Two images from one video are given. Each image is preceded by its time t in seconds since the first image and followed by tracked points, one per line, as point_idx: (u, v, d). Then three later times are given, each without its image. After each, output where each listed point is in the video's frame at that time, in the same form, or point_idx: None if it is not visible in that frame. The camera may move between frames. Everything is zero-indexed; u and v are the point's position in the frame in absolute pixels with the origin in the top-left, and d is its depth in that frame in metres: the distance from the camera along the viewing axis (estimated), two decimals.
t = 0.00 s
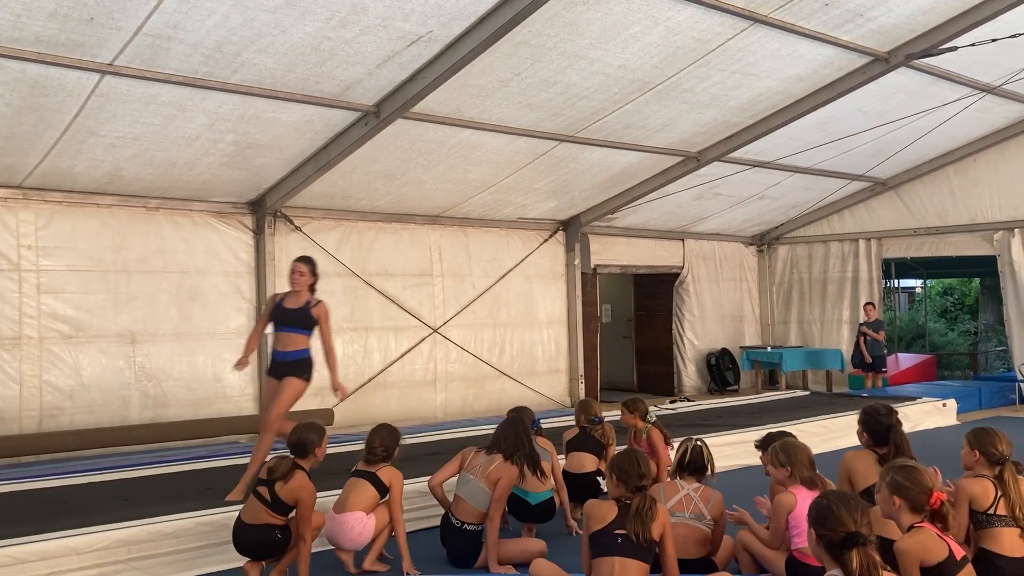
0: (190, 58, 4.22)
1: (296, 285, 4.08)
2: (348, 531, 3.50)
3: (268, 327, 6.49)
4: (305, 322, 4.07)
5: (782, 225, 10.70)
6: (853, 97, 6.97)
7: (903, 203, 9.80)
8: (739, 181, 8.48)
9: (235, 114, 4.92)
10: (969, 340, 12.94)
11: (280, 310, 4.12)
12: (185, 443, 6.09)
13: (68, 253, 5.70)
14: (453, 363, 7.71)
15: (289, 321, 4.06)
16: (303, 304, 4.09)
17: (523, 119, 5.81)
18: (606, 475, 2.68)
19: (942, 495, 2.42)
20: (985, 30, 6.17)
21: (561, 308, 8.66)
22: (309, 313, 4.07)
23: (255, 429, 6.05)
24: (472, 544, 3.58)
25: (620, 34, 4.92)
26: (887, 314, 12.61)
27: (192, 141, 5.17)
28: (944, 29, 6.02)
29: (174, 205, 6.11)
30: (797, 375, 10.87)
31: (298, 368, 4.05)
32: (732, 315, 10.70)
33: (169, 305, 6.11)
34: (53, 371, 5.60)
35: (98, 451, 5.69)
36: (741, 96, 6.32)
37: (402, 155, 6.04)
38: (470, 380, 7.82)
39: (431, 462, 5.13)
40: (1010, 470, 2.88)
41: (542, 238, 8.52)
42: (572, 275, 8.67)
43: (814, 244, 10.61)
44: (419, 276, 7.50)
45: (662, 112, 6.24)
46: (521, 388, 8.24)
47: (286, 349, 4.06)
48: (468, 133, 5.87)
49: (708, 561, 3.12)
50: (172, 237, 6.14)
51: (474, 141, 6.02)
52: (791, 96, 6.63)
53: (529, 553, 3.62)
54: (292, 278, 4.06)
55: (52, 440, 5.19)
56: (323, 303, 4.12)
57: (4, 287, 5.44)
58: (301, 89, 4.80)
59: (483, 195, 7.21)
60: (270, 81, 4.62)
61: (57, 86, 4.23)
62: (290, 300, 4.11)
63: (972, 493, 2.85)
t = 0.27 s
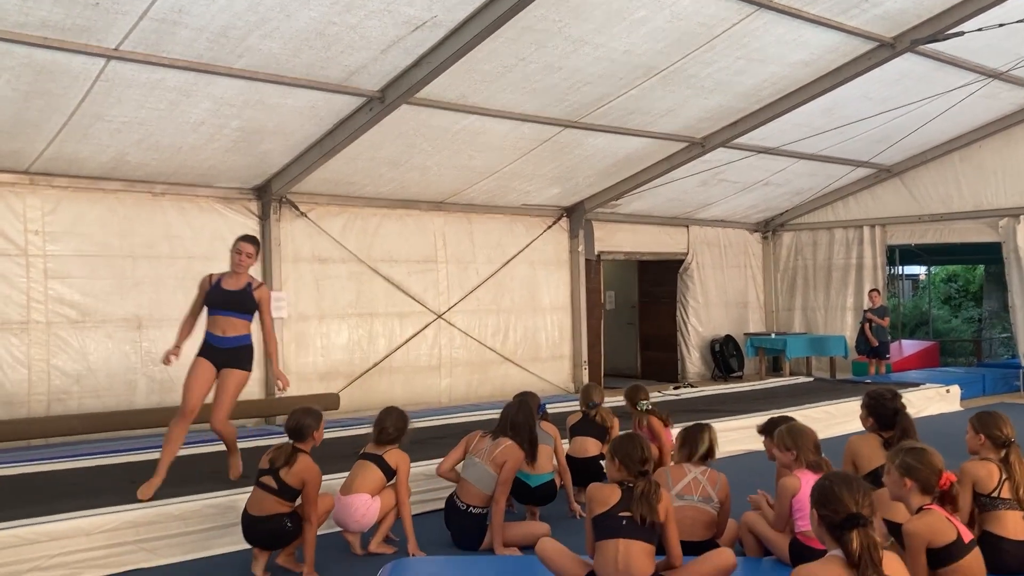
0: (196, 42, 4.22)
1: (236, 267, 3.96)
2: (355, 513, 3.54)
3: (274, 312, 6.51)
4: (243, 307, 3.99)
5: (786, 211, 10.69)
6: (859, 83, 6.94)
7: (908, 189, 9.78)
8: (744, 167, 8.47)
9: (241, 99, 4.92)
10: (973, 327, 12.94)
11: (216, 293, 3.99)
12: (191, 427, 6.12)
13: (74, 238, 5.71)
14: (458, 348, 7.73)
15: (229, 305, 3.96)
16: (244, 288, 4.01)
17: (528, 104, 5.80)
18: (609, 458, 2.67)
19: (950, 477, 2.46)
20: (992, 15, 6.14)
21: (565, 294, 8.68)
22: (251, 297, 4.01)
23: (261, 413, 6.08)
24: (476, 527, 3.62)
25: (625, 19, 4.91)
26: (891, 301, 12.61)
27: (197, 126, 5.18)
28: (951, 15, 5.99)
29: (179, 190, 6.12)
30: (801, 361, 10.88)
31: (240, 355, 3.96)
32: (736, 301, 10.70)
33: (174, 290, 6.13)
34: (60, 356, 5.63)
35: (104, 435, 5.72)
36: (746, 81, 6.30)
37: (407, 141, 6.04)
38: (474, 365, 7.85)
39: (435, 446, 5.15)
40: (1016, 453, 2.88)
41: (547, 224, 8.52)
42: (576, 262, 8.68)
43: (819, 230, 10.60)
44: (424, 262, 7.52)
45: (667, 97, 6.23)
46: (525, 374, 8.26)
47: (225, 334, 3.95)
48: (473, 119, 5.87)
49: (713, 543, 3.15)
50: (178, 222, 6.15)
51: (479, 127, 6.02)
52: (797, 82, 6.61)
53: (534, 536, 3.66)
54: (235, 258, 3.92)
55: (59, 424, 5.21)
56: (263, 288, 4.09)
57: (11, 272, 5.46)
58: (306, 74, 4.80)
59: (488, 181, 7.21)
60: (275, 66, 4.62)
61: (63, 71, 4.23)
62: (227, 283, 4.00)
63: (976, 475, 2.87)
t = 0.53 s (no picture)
0: (197, 27, 4.20)
1: (196, 255, 3.74)
2: (355, 497, 3.55)
3: (276, 298, 6.51)
4: (196, 301, 3.79)
5: (789, 197, 10.66)
6: (863, 68, 6.91)
7: (911, 175, 9.75)
8: (747, 153, 8.44)
9: (242, 84, 4.91)
10: (976, 313, 12.92)
11: (171, 280, 3.73)
12: (194, 412, 6.13)
13: (77, 223, 5.71)
14: (460, 334, 7.74)
15: (185, 295, 3.74)
16: (200, 280, 3.82)
17: (530, 90, 5.79)
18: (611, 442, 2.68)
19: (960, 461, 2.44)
20: None
21: (567, 280, 8.67)
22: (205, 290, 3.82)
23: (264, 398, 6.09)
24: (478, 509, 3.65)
25: (628, 4, 4.88)
26: (893, 287, 12.59)
27: (199, 111, 5.17)
28: None
29: (181, 175, 6.11)
30: (803, 348, 10.88)
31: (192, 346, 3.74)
32: (738, 288, 10.69)
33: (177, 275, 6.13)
34: (63, 341, 5.64)
35: (107, 420, 5.73)
36: (749, 66, 6.28)
37: (409, 127, 6.03)
38: (476, 351, 7.85)
39: (437, 431, 5.16)
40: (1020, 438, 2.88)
41: (549, 210, 8.51)
42: (578, 248, 8.67)
43: (821, 216, 10.58)
44: (426, 248, 7.51)
45: (669, 82, 6.21)
46: (527, 360, 8.26)
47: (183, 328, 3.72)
48: (475, 104, 5.85)
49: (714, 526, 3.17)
50: (180, 208, 6.15)
51: (481, 113, 6.00)
52: (801, 67, 6.59)
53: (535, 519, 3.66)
54: (200, 250, 3.70)
55: (62, 408, 5.23)
56: (210, 283, 3.92)
57: (13, 257, 5.46)
58: (308, 59, 4.78)
59: (490, 167, 7.19)
60: (276, 51, 4.61)
61: (64, 56, 4.22)
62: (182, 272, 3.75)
63: (979, 459, 2.87)
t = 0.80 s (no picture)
0: (197, 13, 4.18)
1: (170, 279, 3.27)
2: (358, 483, 3.55)
3: (277, 286, 6.51)
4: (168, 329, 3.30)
5: (790, 185, 10.64)
6: (866, 55, 6.88)
7: (913, 163, 9.73)
8: (748, 141, 8.42)
9: (243, 71, 4.90)
10: (977, 301, 12.91)
11: (147, 308, 3.20)
12: (195, 400, 6.14)
13: (77, 211, 5.70)
14: (461, 323, 7.74)
15: (158, 324, 3.24)
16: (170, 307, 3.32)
17: (531, 77, 5.77)
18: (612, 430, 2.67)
19: (962, 449, 2.43)
20: None
21: (568, 268, 8.67)
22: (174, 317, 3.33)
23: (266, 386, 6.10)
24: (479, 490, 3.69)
25: None
26: (895, 275, 12.59)
27: (199, 98, 5.15)
28: None
29: (181, 163, 6.10)
30: (804, 336, 10.88)
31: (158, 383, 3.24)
32: (739, 276, 10.68)
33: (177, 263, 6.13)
34: (63, 328, 5.64)
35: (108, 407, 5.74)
36: (751, 54, 6.25)
37: (409, 114, 6.01)
38: (477, 340, 7.86)
39: (438, 418, 5.16)
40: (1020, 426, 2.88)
41: (550, 198, 8.49)
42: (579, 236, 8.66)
43: (823, 204, 10.56)
44: (427, 236, 7.50)
45: (671, 69, 6.18)
46: (527, 348, 8.27)
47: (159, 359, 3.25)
48: (476, 91, 5.83)
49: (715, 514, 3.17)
50: (180, 195, 6.14)
51: (481, 100, 5.99)
52: (802, 55, 6.57)
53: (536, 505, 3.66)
54: (184, 272, 3.30)
55: (63, 396, 5.23)
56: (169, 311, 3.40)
57: (14, 245, 5.46)
58: (309, 46, 4.77)
59: (491, 154, 7.17)
60: (277, 38, 4.59)
61: (64, 43, 4.20)
62: (158, 297, 3.25)
63: (979, 447, 2.87)
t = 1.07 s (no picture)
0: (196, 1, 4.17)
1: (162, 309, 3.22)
2: (357, 470, 3.55)
3: (277, 274, 6.52)
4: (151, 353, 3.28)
5: (791, 173, 10.62)
6: (867, 43, 6.86)
7: (914, 151, 9.71)
8: (749, 129, 8.40)
9: (242, 58, 4.88)
10: (977, 290, 12.90)
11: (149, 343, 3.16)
12: (196, 388, 6.15)
13: (77, 199, 5.70)
14: (461, 311, 7.74)
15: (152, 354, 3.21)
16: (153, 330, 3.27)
17: (531, 65, 5.75)
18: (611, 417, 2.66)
19: (961, 436, 2.44)
20: None
21: (568, 257, 8.66)
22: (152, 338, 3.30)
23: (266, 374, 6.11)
24: (472, 461, 3.85)
25: None
26: (895, 264, 12.58)
27: (199, 86, 5.14)
28: None
29: (180, 151, 6.08)
30: (804, 325, 10.89)
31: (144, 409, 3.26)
32: (739, 265, 10.67)
33: (177, 252, 6.13)
34: (64, 316, 5.65)
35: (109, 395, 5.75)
36: (752, 41, 6.24)
37: (409, 102, 5.99)
38: (477, 328, 7.86)
39: (438, 406, 5.17)
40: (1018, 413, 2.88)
41: (550, 186, 8.48)
42: (579, 225, 8.65)
43: (823, 193, 10.54)
44: (427, 224, 7.49)
45: (671, 57, 6.17)
46: (527, 337, 8.27)
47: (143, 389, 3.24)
48: (475, 79, 5.82)
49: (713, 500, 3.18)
50: (180, 183, 6.13)
51: (481, 88, 5.97)
52: (803, 43, 6.55)
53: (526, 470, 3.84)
54: (177, 303, 3.24)
55: (63, 384, 5.24)
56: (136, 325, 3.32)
57: (13, 233, 5.46)
58: (308, 33, 4.75)
59: (491, 142, 7.16)
60: (276, 25, 4.57)
61: (62, 30, 4.19)
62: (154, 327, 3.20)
63: (978, 433, 2.87)
